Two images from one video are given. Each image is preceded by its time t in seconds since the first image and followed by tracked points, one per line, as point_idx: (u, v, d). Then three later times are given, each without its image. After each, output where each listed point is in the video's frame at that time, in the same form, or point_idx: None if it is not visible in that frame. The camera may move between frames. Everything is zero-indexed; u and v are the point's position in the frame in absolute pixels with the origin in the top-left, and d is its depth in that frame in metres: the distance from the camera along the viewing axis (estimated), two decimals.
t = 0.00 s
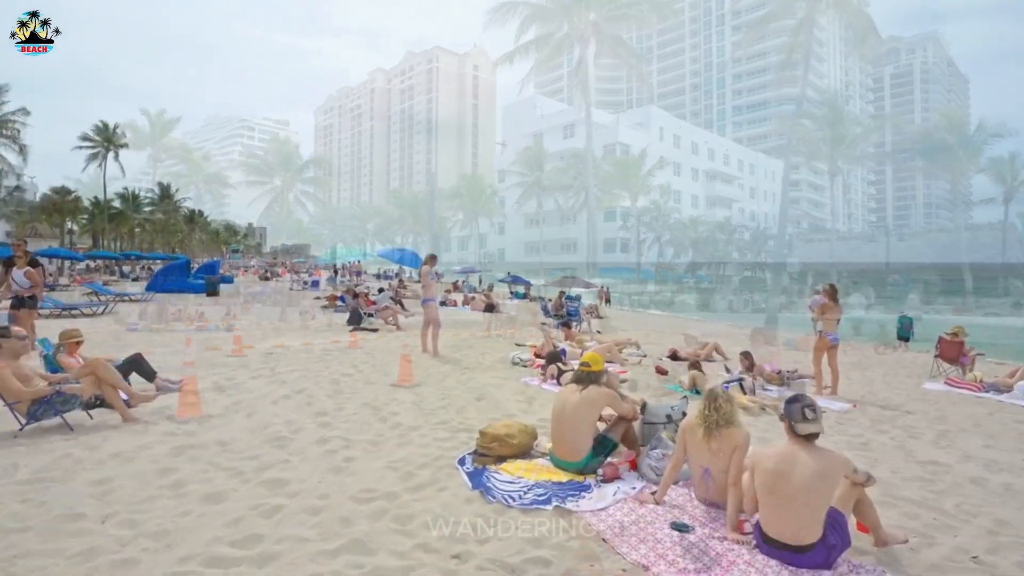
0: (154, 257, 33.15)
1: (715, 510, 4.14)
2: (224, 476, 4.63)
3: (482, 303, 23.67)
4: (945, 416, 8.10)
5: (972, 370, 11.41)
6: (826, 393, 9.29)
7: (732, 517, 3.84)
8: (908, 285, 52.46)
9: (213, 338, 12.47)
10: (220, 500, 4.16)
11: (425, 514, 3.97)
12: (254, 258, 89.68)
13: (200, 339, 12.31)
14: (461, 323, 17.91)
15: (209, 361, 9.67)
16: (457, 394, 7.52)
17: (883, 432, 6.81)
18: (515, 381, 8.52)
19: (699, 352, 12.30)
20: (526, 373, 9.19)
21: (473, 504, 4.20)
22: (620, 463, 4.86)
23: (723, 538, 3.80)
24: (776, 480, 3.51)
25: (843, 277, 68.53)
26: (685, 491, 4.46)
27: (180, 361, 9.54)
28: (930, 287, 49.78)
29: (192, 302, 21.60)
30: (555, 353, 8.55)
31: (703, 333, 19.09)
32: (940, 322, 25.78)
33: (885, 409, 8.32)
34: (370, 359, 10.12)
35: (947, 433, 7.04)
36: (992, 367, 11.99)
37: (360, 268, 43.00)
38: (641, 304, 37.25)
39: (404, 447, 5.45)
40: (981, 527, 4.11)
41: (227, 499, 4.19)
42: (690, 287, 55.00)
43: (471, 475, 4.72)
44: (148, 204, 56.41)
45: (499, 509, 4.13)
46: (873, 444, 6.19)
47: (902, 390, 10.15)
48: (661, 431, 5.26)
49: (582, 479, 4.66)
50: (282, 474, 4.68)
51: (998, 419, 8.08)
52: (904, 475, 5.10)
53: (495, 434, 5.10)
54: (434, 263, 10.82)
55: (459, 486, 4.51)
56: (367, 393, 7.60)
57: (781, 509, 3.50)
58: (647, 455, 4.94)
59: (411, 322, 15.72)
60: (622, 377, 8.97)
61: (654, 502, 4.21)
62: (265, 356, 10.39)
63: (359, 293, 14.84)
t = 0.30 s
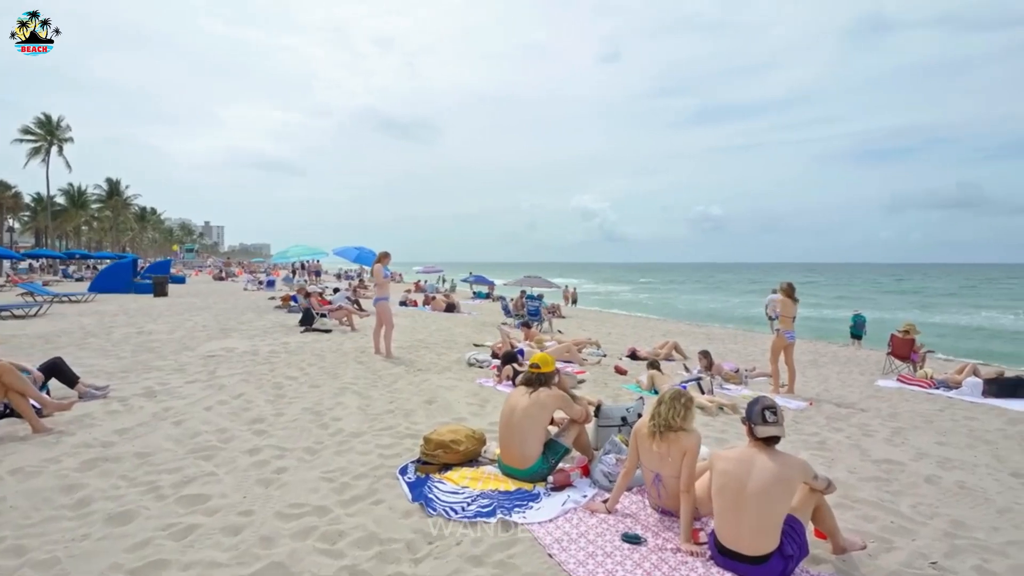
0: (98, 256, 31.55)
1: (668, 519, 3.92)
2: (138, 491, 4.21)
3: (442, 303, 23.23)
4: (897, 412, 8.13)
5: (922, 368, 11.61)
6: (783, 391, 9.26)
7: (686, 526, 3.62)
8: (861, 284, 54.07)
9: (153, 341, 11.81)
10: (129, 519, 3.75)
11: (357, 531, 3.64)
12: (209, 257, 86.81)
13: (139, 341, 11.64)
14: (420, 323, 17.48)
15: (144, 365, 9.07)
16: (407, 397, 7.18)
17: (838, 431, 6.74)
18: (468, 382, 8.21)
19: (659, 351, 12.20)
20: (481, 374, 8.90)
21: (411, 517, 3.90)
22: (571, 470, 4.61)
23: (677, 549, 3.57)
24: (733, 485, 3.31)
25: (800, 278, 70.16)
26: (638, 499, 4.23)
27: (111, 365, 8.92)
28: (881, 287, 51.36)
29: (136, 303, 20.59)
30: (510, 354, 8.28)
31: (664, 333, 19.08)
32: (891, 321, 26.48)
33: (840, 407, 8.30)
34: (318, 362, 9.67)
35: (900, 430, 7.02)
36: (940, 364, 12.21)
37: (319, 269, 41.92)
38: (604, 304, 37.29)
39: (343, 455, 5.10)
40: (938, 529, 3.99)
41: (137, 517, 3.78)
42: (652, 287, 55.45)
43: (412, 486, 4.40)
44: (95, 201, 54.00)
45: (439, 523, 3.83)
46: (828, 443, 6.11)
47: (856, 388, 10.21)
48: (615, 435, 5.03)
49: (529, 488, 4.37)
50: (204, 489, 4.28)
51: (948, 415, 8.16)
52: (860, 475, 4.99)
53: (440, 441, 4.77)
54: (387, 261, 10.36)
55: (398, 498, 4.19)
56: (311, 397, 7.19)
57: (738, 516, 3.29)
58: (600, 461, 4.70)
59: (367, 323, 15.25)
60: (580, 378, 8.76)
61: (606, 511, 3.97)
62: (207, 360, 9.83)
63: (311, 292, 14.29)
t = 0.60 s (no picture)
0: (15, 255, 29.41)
1: (608, 540, 3.67)
2: (13, 529, 3.69)
3: (389, 304, 22.63)
4: (836, 413, 8.21)
5: (860, 366, 11.89)
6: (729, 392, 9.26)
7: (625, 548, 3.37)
8: (801, 283, 56.12)
9: (67, 348, 10.92)
10: None
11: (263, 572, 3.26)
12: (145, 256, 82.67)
13: (51, 349, 10.75)
14: (364, 325, 16.91)
15: (52, 376, 8.31)
16: (340, 408, 6.75)
17: (780, 434, 6.70)
18: (407, 389, 7.83)
19: (606, 353, 12.10)
20: (422, 380, 8.53)
21: (326, 550, 3.54)
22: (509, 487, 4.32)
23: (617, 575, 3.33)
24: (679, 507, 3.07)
25: (745, 277, 72.32)
26: (578, 517, 3.97)
27: (13, 378, 8.12)
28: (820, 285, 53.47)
29: (56, 306, 19.22)
30: (452, 360, 7.94)
31: (613, 333, 19.08)
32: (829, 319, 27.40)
33: (782, 408, 8.33)
34: (248, 370, 9.09)
35: (840, 432, 7.05)
36: (876, 362, 12.56)
37: (262, 268, 40.40)
38: (555, 304, 37.31)
39: (261, 478, 4.67)
40: (880, 540, 3.89)
41: (5, 563, 3.29)
42: (603, 286, 56.04)
43: (334, 512, 4.02)
44: (16, 196, 50.55)
45: (358, 556, 3.48)
46: (772, 448, 6.04)
47: (797, 388, 10.33)
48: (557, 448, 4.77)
49: (462, 510, 4.05)
50: (93, 525, 3.80)
51: (885, 414, 8.29)
52: (803, 483, 4.88)
53: (368, 460, 4.40)
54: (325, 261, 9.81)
55: (316, 528, 3.82)
56: (235, 410, 6.67)
57: (683, 541, 3.06)
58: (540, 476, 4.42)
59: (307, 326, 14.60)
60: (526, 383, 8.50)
61: (543, 534, 3.69)
62: (125, 369, 9.10)
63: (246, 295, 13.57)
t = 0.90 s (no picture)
0: None
1: (546, 554, 3.41)
2: None
3: (343, 305, 22.01)
4: (788, 411, 8.17)
5: (810, 364, 12.00)
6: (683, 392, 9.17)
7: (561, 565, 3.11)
8: (756, 283, 57.48)
9: None
10: None
11: None
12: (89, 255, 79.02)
13: None
14: (315, 326, 16.32)
15: None
16: (273, 414, 6.32)
17: (733, 434, 6.58)
18: (349, 393, 7.44)
19: (562, 353, 11.92)
20: (367, 383, 8.15)
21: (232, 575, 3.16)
22: (444, 497, 4.02)
23: None
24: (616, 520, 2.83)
25: (702, 277, 73.57)
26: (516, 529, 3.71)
27: None
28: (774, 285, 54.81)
29: None
30: (398, 361, 7.59)
31: (571, 333, 18.95)
32: (781, 318, 27.98)
33: (734, 407, 8.25)
34: (180, 373, 8.52)
35: (792, 430, 6.98)
36: (826, 360, 12.74)
37: (212, 267, 39.00)
38: (515, 304, 37.12)
39: (172, 493, 4.24)
40: (831, 546, 3.73)
41: None
42: (563, 286, 56.15)
43: (248, 530, 3.63)
44: None
45: None
46: (723, 449, 5.90)
47: (750, 386, 10.33)
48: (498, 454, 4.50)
49: (391, 524, 3.73)
50: None
51: (835, 412, 8.31)
52: (753, 486, 4.73)
53: (290, 471, 4.03)
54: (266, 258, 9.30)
55: (224, 549, 3.43)
56: (157, 417, 6.17)
57: (619, 556, 2.82)
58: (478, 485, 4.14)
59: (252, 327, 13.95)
60: (476, 385, 8.22)
61: (476, 549, 3.41)
62: (43, 374, 8.41)
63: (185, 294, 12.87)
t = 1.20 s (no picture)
0: None
1: None
2: None
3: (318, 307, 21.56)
4: (765, 416, 8.00)
5: (788, 366, 11.90)
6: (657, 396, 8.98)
7: None
8: (735, 283, 57.94)
9: None
10: None
11: None
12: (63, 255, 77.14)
13: None
14: (286, 329, 15.90)
15: None
16: (226, 425, 5.97)
17: (707, 442, 6.37)
18: (311, 401, 7.10)
19: (538, 356, 11.68)
20: (332, 390, 7.82)
21: None
22: (394, 518, 3.73)
23: None
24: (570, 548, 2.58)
25: (683, 278, 73.88)
26: (468, 553, 3.43)
27: None
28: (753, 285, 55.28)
29: None
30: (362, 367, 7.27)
31: (549, 335, 18.73)
32: (760, 318, 28.09)
33: (711, 412, 8.05)
34: (134, 379, 8.11)
35: (769, 437, 6.78)
36: (804, 362, 12.66)
37: (186, 268, 38.21)
38: (496, 304, 36.86)
39: (99, 515, 3.89)
40: (805, 568, 3.52)
41: None
42: (544, 287, 56.00)
43: (174, 559, 3.31)
44: None
45: None
46: (697, 458, 5.68)
47: (727, 390, 10.17)
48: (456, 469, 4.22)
49: (332, 549, 3.44)
50: None
51: (812, 416, 8.16)
52: (726, 500, 4.51)
53: (226, 492, 3.70)
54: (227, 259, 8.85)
55: None
56: (100, 429, 5.78)
57: None
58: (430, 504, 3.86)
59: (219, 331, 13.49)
60: (445, 391, 7.93)
61: None
62: None
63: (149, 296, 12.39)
